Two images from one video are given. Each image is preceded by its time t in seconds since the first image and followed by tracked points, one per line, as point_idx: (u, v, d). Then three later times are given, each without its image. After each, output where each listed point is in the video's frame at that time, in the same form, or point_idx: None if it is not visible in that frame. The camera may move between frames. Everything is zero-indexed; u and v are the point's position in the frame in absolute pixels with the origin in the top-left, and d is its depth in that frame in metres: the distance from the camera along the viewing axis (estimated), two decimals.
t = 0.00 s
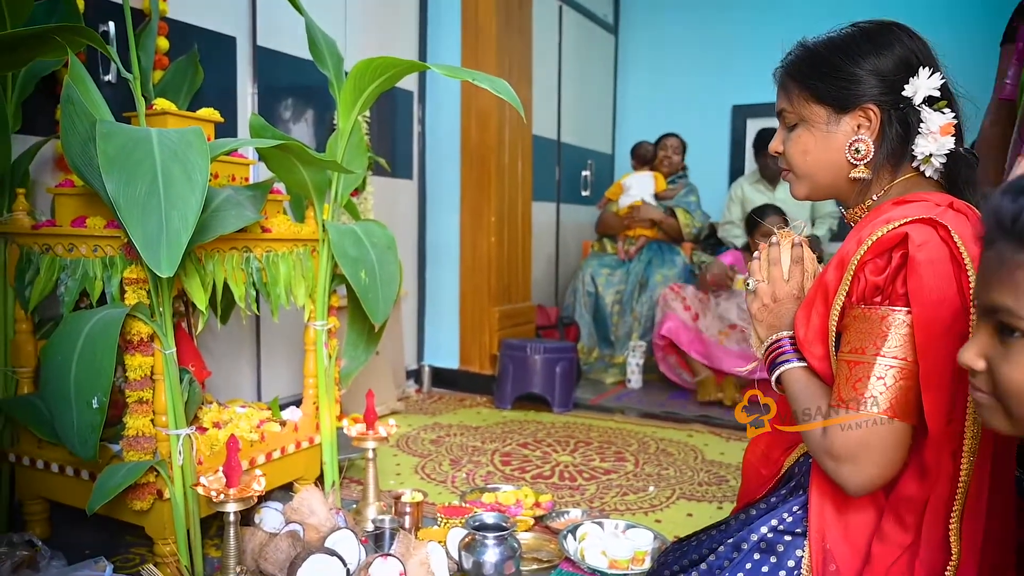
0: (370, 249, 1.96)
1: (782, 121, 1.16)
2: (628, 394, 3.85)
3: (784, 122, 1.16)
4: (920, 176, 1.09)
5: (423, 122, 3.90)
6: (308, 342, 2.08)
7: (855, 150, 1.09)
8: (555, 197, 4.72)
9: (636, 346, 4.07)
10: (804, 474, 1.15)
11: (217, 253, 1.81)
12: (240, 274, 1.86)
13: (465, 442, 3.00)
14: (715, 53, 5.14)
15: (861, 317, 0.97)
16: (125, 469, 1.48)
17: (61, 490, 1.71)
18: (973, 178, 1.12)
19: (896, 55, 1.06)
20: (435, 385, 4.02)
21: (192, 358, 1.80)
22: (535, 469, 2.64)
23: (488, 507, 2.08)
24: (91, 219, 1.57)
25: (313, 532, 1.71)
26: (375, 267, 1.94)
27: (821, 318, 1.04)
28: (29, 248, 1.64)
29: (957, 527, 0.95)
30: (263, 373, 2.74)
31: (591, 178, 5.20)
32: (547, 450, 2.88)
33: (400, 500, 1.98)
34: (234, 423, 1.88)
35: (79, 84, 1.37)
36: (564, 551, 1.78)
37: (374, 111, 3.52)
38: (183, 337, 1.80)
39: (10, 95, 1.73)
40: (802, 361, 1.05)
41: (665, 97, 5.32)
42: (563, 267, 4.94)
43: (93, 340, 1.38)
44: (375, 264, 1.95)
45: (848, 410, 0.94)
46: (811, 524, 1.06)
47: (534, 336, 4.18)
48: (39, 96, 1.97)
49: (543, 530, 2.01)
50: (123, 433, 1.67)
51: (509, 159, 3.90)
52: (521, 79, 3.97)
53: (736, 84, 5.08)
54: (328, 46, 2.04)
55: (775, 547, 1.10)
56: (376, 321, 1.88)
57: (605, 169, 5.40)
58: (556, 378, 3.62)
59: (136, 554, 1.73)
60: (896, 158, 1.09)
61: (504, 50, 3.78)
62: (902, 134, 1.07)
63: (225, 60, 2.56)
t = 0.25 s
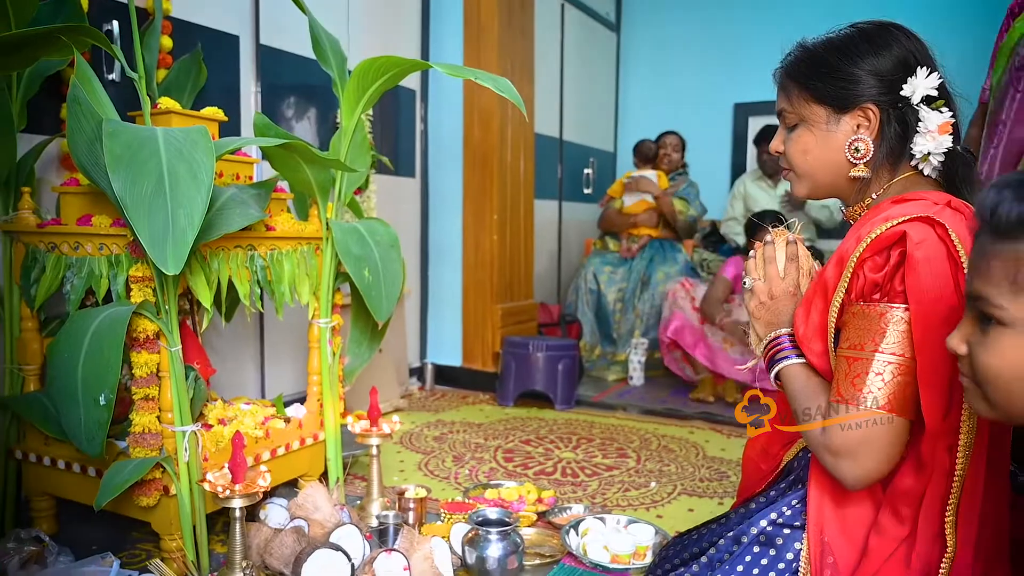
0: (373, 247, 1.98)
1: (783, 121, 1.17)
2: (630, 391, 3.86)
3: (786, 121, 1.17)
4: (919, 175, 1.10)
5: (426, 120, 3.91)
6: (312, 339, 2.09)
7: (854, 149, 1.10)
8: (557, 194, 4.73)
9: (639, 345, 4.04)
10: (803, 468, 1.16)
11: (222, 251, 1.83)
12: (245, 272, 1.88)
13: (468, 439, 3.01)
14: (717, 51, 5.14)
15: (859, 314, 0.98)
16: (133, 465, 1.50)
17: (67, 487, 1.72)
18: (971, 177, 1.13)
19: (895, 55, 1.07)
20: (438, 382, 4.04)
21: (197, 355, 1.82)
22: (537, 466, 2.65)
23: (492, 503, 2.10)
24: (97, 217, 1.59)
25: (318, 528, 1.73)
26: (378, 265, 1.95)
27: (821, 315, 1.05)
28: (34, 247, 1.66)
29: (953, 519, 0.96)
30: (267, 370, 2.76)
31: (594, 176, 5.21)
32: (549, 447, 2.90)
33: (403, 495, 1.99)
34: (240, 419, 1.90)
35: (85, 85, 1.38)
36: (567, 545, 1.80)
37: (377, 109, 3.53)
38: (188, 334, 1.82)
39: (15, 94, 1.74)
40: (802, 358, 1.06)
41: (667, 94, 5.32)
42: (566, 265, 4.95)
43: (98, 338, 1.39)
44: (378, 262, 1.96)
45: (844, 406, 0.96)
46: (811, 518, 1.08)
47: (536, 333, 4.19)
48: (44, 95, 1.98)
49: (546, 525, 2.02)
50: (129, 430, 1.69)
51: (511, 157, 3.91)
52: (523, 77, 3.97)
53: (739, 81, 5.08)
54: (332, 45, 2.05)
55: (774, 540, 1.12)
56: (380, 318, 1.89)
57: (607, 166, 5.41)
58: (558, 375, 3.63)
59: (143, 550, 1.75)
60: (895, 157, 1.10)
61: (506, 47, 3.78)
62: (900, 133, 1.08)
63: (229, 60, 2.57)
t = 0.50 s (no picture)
0: (377, 245, 1.98)
1: (784, 125, 1.16)
2: (634, 390, 3.86)
3: (788, 123, 1.16)
4: (925, 174, 1.10)
5: (430, 119, 3.91)
6: (316, 337, 2.09)
7: (857, 150, 1.09)
8: (561, 193, 4.73)
9: (643, 343, 4.05)
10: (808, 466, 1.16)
11: (226, 249, 1.83)
12: (250, 269, 1.88)
13: (472, 437, 3.01)
14: (722, 49, 5.13)
15: (859, 304, 0.99)
16: (138, 462, 1.50)
17: (72, 483, 1.73)
18: (977, 174, 1.13)
19: (895, 56, 1.07)
20: (442, 380, 4.05)
21: (202, 353, 1.83)
22: (541, 464, 2.66)
23: (495, 500, 2.10)
24: (102, 215, 1.60)
25: (322, 525, 1.73)
26: (382, 263, 1.96)
27: (819, 306, 1.06)
28: (39, 244, 1.67)
29: (957, 518, 0.97)
30: (271, 368, 2.77)
31: (598, 174, 5.21)
32: (553, 445, 2.90)
33: (407, 493, 2.00)
34: (244, 417, 1.90)
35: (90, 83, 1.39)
36: (570, 543, 1.80)
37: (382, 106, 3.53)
38: (193, 332, 1.82)
39: (20, 91, 1.75)
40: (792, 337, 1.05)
41: (672, 93, 5.32)
42: (570, 263, 4.95)
43: (104, 335, 1.40)
44: (383, 260, 1.96)
45: (829, 392, 0.95)
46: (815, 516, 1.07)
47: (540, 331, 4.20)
48: (50, 93, 1.99)
49: (549, 523, 2.02)
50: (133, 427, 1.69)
51: (516, 155, 3.92)
52: (528, 75, 3.97)
53: (744, 80, 5.08)
54: (336, 45, 2.05)
55: (779, 536, 1.11)
56: (384, 316, 1.90)
57: (612, 165, 5.41)
58: (563, 373, 3.63)
59: (148, 546, 1.76)
60: (900, 157, 1.10)
61: (511, 45, 3.78)
62: (904, 133, 1.08)
63: (234, 59, 2.58)
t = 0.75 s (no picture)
0: (381, 234, 1.97)
1: (773, 121, 1.14)
2: (640, 382, 3.85)
3: (776, 119, 1.14)
4: (917, 162, 1.09)
5: (436, 108, 3.89)
6: (321, 327, 2.09)
7: (850, 143, 1.08)
8: (568, 184, 4.71)
9: (649, 335, 4.05)
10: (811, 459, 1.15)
11: (230, 238, 1.83)
12: (253, 259, 1.88)
13: (478, 428, 3.01)
14: (731, 39, 5.09)
15: (860, 301, 0.97)
16: (141, 451, 1.50)
17: (77, 471, 1.74)
18: (969, 161, 1.11)
19: (881, 45, 1.05)
20: (448, 372, 4.04)
21: (206, 343, 1.83)
22: (547, 454, 2.65)
23: (500, 491, 2.10)
24: (105, 203, 1.59)
25: (326, 514, 1.73)
26: (386, 252, 1.95)
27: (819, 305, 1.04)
28: (43, 233, 1.66)
29: (959, 507, 0.97)
30: (277, 359, 2.77)
31: (606, 166, 5.18)
32: (559, 436, 2.90)
33: (411, 483, 2.00)
34: (249, 406, 1.91)
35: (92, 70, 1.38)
36: (574, 534, 1.79)
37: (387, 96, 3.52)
38: (197, 321, 1.82)
39: (23, 80, 1.75)
40: (798, 339, 1.04)
41: (680, 84, 5.28)
42: (576, 255, 4.93)
43: (106, 325, 1.40)
44: (387, 249, 1.95)
45: (841, 393, 0.94)
46: (818, 509, 1.05)
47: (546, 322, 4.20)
48: (53, 82, 1.99)
49: (554, 514, 2.02)
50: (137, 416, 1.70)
51: (522, 145, 3.90)
52: (534, 65, 3.95)
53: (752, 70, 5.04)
54: (341, 33, 2.04)
55: (781, 528, 1.11)
56: (388, 306, 1.89)
57: (620, 156, 5.38)
58: (569, 365, 3.62)
59: (153, 534, 1.76)
60: (893, 147, 1.08)
61: (517, 34, 3.75)
62: (895, 122, 1.06)
63: (238, 48, 2.57)
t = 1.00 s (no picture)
0: (384, 224, 1.97)
1: (742, 123, 1.14)
2: (643, 372, 3.85)
3: (745, 122, 1.14)
4: (886, 159, 1.08)
5: (440, 98, 3.88)
6: (324, 317, 2.09)
7: (818, 142, 1.07)
8: (573, 174, 4.70)
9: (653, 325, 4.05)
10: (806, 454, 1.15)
11: (232, 228, 1.83)
12: (255, 249, 1.88)
13: (481, 418, 3.02)
14: (737, 27, 5.06)
15: (842, 307, 0.96)
16: (145, 439, 1.51)
17: (82, 460, 1.75)
18: (938, 156, 1.09)
19: (846, 43, 1.05)
20: (451, 362, 4.05)
21: (209, 332, 1.83)
22: (549, 444, 2.66)
23: (502, 481, 2.10)
24: (108, 194, 1.60)
25: (328, 503, 1.74)
26: (389, 242, 1.95)
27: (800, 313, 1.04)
28: (46, 223, 1.67)
29: (948, 499, 0.97)
30: (281, 349, 2.78)
31: (610, 155, 5.17)
32: (561, 426, 2.90)
33: (413, 472, 2.01)
34: (252, 396, 1.92)
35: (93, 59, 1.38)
36: (575, 523, 1.80)
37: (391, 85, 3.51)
38: (200, 311, 1.83)
39: (26, 70, 1.75)
40: (787, 352, 1.05)
41: (685, 73, 5.26)
42: (581, 245, 4.92)
43: (109, 315, 1.40)
44: (389, 239, 1.96)
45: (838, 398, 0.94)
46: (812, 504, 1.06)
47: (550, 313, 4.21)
48: (55, 73, 1.99)
49: (555, 503, 2.02)
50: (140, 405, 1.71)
51: (526, 134, 3.89)
52: (539, 54, 3.94)
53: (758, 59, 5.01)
54: (343, 23, 2.03)
55: (776, 523, 1.11)
56: (390, 296, 1.90)
57: (624, 146, 5.37)
58: (572, 355, 3.62)
59: (157, 523, 1.78)
60: (860, 145, 1.07)
61: (521, 23, 3.74)
62: (861, 120, 1.05)
63: (240, 38, 2.57)
